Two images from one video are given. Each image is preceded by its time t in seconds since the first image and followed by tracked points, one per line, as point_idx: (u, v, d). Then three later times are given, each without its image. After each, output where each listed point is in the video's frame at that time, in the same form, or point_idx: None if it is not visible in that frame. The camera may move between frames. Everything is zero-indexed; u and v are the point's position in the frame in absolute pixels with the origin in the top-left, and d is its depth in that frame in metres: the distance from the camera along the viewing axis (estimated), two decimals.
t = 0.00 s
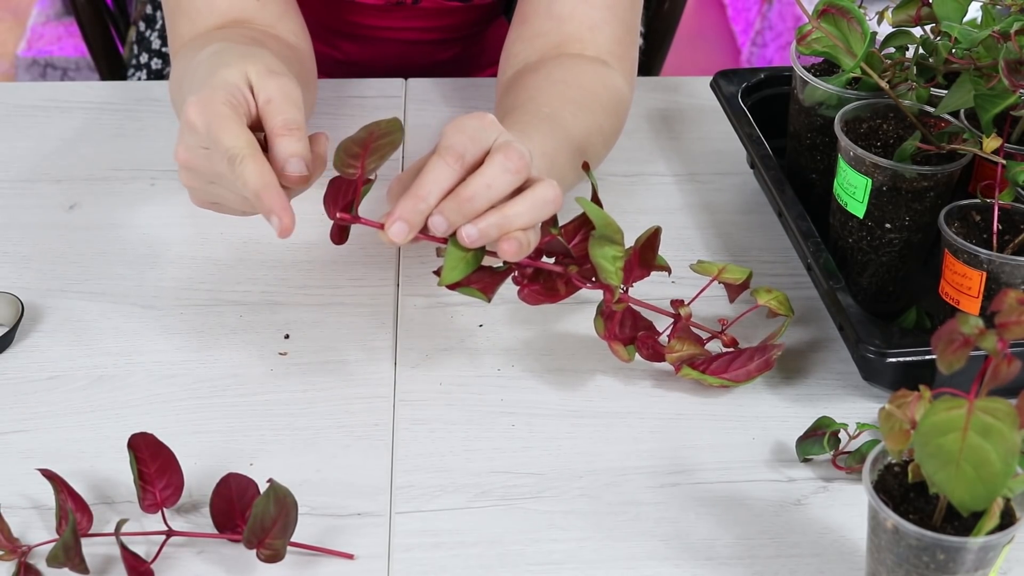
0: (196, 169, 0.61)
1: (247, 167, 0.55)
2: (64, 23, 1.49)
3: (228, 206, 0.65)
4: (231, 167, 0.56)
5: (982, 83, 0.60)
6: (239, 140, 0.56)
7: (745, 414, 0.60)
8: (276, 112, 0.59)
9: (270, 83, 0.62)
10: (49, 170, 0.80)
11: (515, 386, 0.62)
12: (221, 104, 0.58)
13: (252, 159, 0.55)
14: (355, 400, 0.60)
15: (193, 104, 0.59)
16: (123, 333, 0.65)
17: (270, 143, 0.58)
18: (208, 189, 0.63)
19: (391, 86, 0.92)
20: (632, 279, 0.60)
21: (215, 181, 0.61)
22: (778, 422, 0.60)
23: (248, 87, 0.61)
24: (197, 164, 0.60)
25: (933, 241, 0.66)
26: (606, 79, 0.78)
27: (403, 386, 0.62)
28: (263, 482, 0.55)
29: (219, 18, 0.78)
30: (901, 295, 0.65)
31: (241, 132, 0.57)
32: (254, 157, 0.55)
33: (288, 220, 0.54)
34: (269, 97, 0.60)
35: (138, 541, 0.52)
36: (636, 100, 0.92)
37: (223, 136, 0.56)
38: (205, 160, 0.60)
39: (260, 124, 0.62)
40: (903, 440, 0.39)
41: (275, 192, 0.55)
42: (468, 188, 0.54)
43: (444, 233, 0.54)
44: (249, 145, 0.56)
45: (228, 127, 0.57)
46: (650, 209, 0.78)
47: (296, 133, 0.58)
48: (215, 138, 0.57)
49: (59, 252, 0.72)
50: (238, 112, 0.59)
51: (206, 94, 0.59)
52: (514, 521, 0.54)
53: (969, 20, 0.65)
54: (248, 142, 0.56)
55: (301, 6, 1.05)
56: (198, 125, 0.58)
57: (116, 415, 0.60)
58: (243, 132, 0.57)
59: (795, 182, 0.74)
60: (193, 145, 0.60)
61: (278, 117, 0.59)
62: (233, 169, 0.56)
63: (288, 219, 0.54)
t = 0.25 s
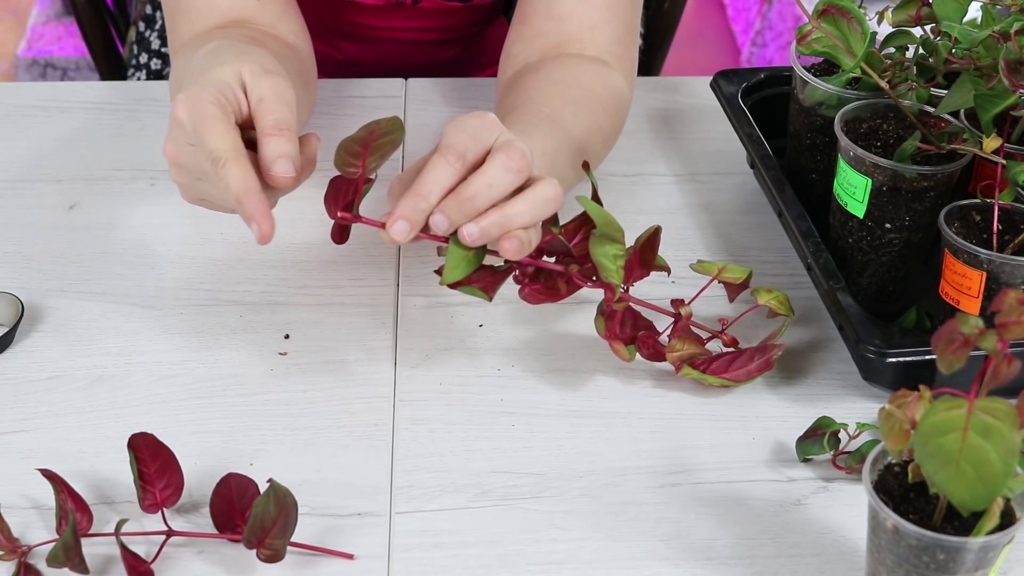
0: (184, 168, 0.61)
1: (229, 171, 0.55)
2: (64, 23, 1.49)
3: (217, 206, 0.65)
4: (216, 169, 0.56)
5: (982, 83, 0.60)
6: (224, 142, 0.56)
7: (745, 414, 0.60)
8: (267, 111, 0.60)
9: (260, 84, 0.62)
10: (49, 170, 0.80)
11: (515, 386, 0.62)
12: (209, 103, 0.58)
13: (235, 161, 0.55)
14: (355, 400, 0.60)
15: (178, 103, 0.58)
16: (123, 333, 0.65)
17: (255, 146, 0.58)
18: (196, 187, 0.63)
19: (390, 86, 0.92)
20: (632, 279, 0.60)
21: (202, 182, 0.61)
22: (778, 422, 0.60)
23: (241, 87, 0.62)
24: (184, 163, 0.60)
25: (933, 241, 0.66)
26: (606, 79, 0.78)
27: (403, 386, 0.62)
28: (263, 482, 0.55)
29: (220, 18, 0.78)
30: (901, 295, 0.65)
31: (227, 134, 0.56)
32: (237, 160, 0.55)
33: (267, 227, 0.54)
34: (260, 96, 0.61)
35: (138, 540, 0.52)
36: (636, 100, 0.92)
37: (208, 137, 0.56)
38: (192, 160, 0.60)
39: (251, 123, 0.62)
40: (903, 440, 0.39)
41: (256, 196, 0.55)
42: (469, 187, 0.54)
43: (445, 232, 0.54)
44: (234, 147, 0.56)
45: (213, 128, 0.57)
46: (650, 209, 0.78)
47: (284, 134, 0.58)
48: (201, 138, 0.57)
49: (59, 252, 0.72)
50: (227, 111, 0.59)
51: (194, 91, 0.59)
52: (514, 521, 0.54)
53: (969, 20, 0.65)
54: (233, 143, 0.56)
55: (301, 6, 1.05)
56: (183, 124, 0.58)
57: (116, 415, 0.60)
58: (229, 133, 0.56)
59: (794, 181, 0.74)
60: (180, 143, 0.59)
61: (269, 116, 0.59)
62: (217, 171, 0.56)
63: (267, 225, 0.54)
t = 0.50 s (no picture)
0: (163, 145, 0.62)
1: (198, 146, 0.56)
2: (64, 23, 1.49)
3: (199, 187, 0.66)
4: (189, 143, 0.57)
5: (983, 83, 0.60)
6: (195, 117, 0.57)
7: (745, 414, 0.60)
8: (255, 93, 0.59)
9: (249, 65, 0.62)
10: (49, 170, 0.80)
11: (515, 386, 0.62)
12: (191, 80, 0.59)
13: (202, 138, 0.56)
14: (356, 400, 0.60)
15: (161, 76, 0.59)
16: (122, 333, 0.65)
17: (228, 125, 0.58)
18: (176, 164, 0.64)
19: (390, 86, 0.92)
20: (631, 279, 0.60)
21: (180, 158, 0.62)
22: (778, 422, 0.60)
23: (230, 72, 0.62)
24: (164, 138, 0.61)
25: (933, 241, 0.66)
26: (606, 79, 0.78)
27: (403, 386, 0.62)
28: (263, 482, 0.55)
29: (221, 17, 0.78)
30: (901, 295, 0.65)
31: (199, 110, 0.57)
32: (204, 136, 0.56)
33: (239, 198, 0.54)
34: (251, 78, 0.61)
35: (138, 541, 0.52)
36: (636, 100, 0.92)
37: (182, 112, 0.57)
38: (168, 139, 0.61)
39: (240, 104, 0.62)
40: (903, 440, 0.39)
41: (225, 170, 0.55)
42: (470, 185, 0.54)
43: (445, 229, 0.54)
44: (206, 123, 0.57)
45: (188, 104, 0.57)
46: (650, 209, 0.77)
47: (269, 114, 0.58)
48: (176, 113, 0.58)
49: (59, 252, 0.72)
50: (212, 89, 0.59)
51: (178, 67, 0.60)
52: (514, 521, 0.54)
53: (969, 20, 0.65)
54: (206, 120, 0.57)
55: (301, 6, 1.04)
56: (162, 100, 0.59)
57: (116, 415, 0.60)
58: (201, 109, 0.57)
59: (794, 181, 0.74)
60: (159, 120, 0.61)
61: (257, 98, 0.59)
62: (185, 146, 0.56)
63: (239, 197, 0.54)
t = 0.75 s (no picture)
0: (190, 149, 0.61)
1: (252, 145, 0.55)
2: (64, 23, 1.49)
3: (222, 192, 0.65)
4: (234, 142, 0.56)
5: (983, 83, 0.60)
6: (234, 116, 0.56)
7: (745, 414, 0.60)
8: (278, 95, 0.60)
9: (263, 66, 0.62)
10: (49, 170, 0.80)
11: (515, 386, 0.62)
12: (214, 82, 0.58)
13: (257, 132, 0.56)
14: (355, 400, 0.60)
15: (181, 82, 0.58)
16: (122, 333, 0.65)
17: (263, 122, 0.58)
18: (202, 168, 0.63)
19: (391, 86, 0.92)
20: (631, 279, 0.59)
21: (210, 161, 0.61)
22: (778, 422, 0.60)
23: (246, 74, 0.62)
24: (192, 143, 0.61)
25: (933, 241, 0.66)
26: (606, 79, 0.78)
27: (403, 386, 0.62)
28: (263, 482, 0.55)
29: (220, 17, 0.78)
30: (901, 295, 0.65)
31: (237, 109, 0.57)
32: (257, 130, 0.56)
33: (311, 187, 0.54)
34: (271, 81, 0.61)
35: (138, 541, 0.52)
36: (636, 100, 0.92)
37: (220, 113, 0.57)
38: (198, 141, 0.60)
39: (259, 106, 0.62)
40: (903, 440, 0.39)
41: (290, 162, 0.54)
42: (470, 186, 0.54)
43: (444, 230, 0.54)
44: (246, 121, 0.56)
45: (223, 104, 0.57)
46: (650, 209, 0.78)
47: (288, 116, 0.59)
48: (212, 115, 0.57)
49: (59, 252, 0.72)
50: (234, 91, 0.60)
51: (195, 72, 0.59)
52: (514, 521, 0.54)
53: (969, 20, 0.65)
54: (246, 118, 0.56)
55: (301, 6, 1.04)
56: (189, 104, 0.58)
57: (116, 415, 0.60)
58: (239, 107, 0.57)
59: (794, 181, 0.74)
60: (186, 124, 0.60)
61: (281, 100, 0.60)
62: (238, 143, 0.56)
63: (311, 186, 0.54)
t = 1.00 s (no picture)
0: (200, 160, 0.61)
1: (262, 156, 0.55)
2: (64, 23, 1.49)
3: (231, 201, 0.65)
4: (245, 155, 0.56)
5: (983, 83, 0.60)
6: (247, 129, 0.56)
7: (745, 414, 0.60)
8: (291, 107, 0.61)
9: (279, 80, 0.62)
10: (50, 170, 0.80)
11: (515, 386, 0.62)
12: (228, 94, 0.58)
13: (269, 145, 0.56)
14: (356, 400, 0.60)
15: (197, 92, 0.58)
16: (122, 333, 0.65)
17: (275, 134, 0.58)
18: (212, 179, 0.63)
19: (390, 86, 0.92)
20: (630, 280, 0.60)
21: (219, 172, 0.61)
22: (778, 422, 0.60)
23: (260, 85, 0.62)
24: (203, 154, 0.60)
25: (933, 241, 0.66)
26: (606, 79, 0.78)
27: (403, 386, 0.62)
28: (263, 482, 0.55)
29: (221, 18, 0.78)
30: (900, 295, 0.65)
31: (251, 122, 0.57)
32: (269, 142, 0.56)
33: (316, 205, 0.54)
34: (283, 93, 0.62)
35: (138, 541, 0.52)
36: (636, 100, 0.92)
37: (235, 125, 0.56)
38: (209, 152, 0.60)
39: (271, 117, 0.63)
40: (903, 440, 0.39)
41: (297, 175, 0.55)
42: (465, 192, 0.54)
43: (440, 236, 0.54)
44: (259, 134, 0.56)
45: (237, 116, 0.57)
46: (650, 209, 0.78)
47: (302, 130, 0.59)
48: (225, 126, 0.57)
49: (59, 252, 0.72)
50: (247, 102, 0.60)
51: (211, 84, 0.59)
52: (514, 521, 0.54)
53: (969, 20, 0.65)
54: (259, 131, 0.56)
55: (301, 5, 1.04)
56: (203, 115, 0.58)
57: (116, 415, 0.60)
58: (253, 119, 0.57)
59: (794, 181, 0.74)
60: (200, 137, 0.59)
61: (294, 112, 0.60)
62: (249, 156, 0.56)
63: (315, 203, 0.54)
